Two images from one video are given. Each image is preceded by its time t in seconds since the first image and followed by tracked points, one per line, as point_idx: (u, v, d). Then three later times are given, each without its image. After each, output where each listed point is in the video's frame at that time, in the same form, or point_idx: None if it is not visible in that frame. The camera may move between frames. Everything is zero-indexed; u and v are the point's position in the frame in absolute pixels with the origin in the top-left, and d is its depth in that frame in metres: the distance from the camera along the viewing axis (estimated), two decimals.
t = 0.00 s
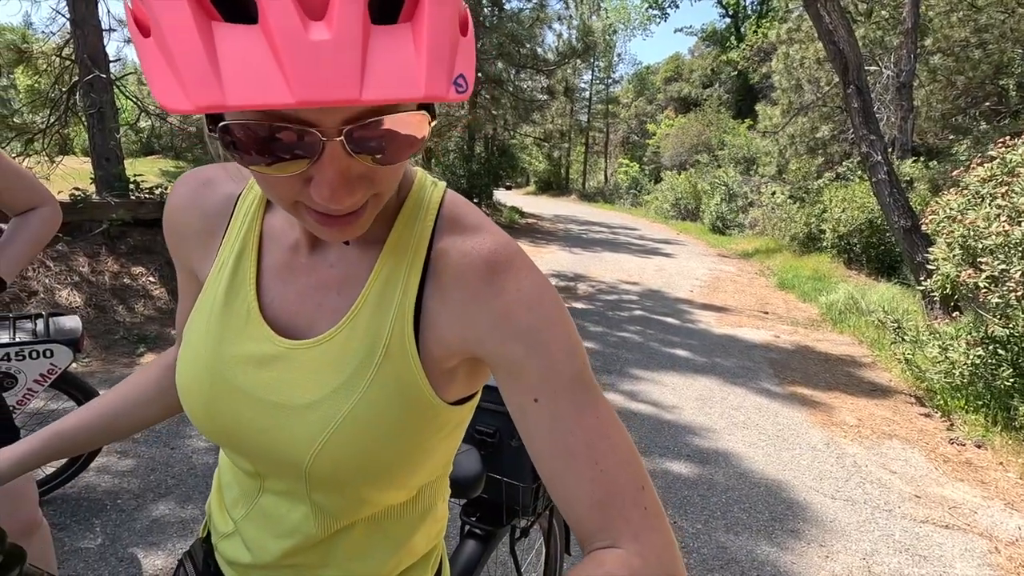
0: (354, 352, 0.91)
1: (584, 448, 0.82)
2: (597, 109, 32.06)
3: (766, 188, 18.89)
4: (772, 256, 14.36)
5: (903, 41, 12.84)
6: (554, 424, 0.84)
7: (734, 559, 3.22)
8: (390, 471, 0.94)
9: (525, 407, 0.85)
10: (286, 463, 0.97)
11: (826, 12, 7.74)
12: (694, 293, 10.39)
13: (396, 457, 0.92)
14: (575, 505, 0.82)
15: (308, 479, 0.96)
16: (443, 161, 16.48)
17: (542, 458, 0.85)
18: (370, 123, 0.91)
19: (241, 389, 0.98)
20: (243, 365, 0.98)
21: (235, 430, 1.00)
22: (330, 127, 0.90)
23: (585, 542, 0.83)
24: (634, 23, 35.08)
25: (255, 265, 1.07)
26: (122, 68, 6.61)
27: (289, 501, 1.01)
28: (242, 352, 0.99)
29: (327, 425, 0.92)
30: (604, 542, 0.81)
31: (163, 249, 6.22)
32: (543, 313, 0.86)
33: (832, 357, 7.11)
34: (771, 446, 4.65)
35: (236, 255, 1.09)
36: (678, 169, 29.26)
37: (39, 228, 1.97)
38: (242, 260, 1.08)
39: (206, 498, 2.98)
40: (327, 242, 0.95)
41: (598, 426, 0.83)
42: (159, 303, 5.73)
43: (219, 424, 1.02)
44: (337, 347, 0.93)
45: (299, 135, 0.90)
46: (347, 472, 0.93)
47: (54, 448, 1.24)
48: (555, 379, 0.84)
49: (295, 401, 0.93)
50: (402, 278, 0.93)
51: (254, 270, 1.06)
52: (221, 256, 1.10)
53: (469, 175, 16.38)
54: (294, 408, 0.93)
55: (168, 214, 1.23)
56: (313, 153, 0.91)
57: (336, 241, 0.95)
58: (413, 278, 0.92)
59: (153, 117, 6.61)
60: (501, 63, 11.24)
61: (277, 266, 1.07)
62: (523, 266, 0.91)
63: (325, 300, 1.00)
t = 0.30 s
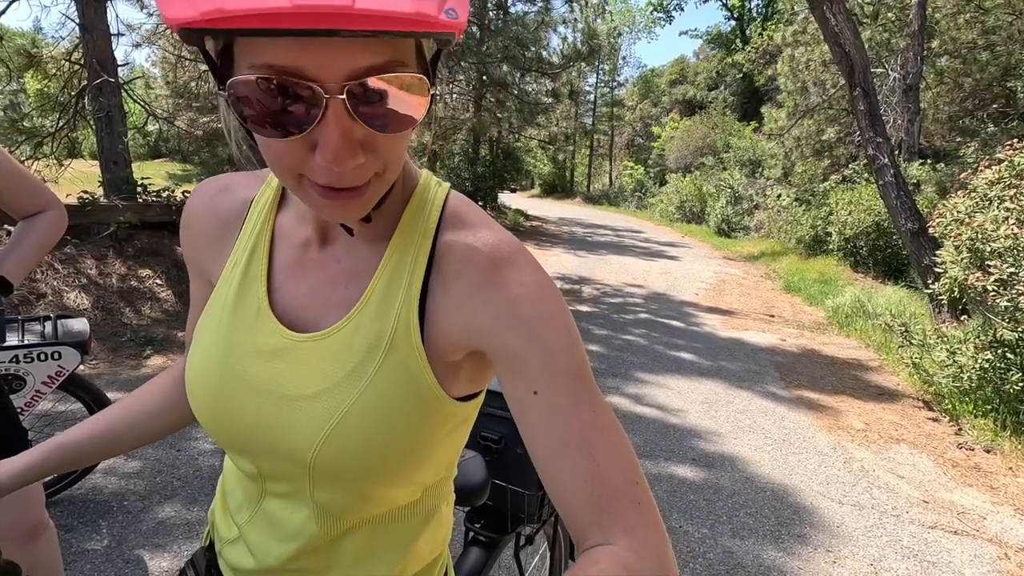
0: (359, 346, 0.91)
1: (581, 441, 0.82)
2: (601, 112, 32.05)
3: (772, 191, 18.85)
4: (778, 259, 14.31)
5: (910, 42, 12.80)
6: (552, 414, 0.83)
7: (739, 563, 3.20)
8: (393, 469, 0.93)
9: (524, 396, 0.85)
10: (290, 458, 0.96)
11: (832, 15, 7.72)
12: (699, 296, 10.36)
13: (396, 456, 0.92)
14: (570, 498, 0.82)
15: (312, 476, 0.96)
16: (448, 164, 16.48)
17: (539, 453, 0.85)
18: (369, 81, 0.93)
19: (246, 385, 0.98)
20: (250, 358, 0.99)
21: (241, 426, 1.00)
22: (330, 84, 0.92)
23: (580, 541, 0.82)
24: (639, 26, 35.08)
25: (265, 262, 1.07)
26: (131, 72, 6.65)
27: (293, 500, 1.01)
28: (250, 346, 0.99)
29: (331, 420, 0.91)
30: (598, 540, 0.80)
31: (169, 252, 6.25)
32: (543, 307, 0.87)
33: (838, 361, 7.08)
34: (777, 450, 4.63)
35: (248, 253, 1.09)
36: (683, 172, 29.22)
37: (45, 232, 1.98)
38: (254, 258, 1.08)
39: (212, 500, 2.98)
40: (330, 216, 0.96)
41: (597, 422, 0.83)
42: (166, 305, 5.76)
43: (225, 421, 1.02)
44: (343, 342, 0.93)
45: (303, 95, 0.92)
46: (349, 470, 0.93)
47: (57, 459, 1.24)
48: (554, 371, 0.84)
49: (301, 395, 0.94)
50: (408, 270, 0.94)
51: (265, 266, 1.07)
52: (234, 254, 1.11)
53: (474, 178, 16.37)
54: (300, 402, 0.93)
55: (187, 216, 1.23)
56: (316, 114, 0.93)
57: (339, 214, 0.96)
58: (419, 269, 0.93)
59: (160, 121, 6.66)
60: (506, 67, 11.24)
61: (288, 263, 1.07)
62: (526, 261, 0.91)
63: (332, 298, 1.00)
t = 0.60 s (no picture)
0: (371, 345, 0.94)
1: (566, 436, 0.85)
2: (606, 116, 32.05)
3: (777, 195, 18.83)
4: (783, 263, 14.30)
5: (915, 46, 12.79)
6: (544, 411, 0.86)
7: (743, 568, 3.21)
8: (400, 469, 0.95)
9: (515, 393, 0.88)
10: (302, 455, 0.98)
11: (836, 19, 7.73)
12: (703, 300, 10.36)
13: (402, 454, 0.93)
14: (554, 493, 0.84)
15: (323, 472, 0.97)
16: (452, 168, 16.52)
17: (528, 450, 0.87)
18: (388, 87, 0.99)
19: (263, 385, 1.00)
20: (269, 356, 1.01)
21: (257, 424, 1.02)
22: (353, 85, 0.97)
23: (561, 535, 0.84)
24: (643, 29, 35.10)
25: (287, 271, 1.10)
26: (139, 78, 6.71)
27: (306, 499, 1.03)
28: (268, 345, 1.02)
29: (342, 416, 0.93)
30: (578, 535, 0.82)
31: (177, 257, 6.29)
32: (539, 311, 0.90)
33: (842, 365, 7.08)
34: (780, 455, 4.63)
35: (272, 264, 1.11)
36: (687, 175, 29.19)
37: (57, 238, 2.00)
38: (277, 268, 1.10)
39: (220, 504, 3.00)
40: (348, 213, 1.00)
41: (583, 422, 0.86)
42: (173, 310, 5.80)
43: (242, 420, 1.04)
44: (356, 342, 0.95)
45: (329, 96, 0.98)
46: (357, 467, 0.95)
47: (69, 480, 1.22)
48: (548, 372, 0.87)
49: (315, 392, 0.96)
50: (418, 275, 0.96)
51: (286, 274, 1.09)
52: (259, 266, 1.13)
53: (478, 182, 16.40)
54: (313, 399, 0.96)
55: (215, 239, 1.25)
56: (339, 113, 0.98)
57: (357, 211, 1.00)
58: (427, 271, 0.96)
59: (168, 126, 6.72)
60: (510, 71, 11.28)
61: (307, 271, 1.10)
62: (524, 269, 0.95)
63: (346, 301, 1.02)
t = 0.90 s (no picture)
0: (377, 346, 0.99)
1: (549, 432, 0.91)
2: (609, 120, 32.06)
3: (780, 199, 18.84)
4: (787, 267, 14.31)
5: (919, 50, 12.83)
6: (529, 410, 0.92)
7: (743, 570, 3.24)
8: (402, 463, 0.99)
9: (503, 392, 0.94)
10: (312, 448, 1.03)
11: (838, 25, 7.78)
12: (707, 304, 10.39)
13: (404, 450, 0.98)
14: (536, 482, 0.89)
15: (331, 465, 1.02)
16: (457, 172, 16.56)
17: (515, 445, 0.92)
18: (394, 117, 1.08)
19: (277, 382, 1.05)
20: (283, 357, 1.06)
21: (271, 420, 1.07)
22: (363, 110, 1.06)
23: (540, 522, 0.90)
24: (647, 33, 35.15)
25: (301, 283, 1.15)
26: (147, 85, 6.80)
27: (313, 492, 1.07)
28: (284, 347, 1.07)
29: (349, 411, 0.98)
30: (555, 521, 0.88)
31: (185, 261, 6.36)
32: (530, 319, 0.97)
33: (845, 370, 7.10)
34: (781, 459, 4.66)
35: (288, 277, 1.16)
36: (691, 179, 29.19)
37: (73, 244, 2.06)
38: (293, 280, 1.15)
39: (229, 504, 3.05)
40: (358, 222, 1.07)
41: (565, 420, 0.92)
42: (181, 314, 5.87)
43: (256, 418, 1.09)
44: (362, 344, 1.00)
45: (343, 123, 1.07)
46: (362, 459, 0.99)
47: (90, 480, 1.26)
48: (533, 373, 0.93)
49: (324, 389, 1.01)
50: (419, 283, 1.02)
51: (301, 287, 1.14)
52: (276, 281, 1.18)
53: (482, 187, 16.44)
54: (323, 396, 1.00)
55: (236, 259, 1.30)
56: (349, 132, 1.07)
57: (364, 221, 1.07)
58: (427, 279, 1.01)
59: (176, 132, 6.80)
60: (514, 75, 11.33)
61: (319, 282, 1.15)
62: (516, 280, 1.00)
63: (354, 306, 1.08)
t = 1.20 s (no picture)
0: (384, 349, 1.03)
1: (539, 431, 0.96)
2: (613, 124, 32.09)
3: (785, 203, 18.84)
4: (791, 270, 14.32)
5: (923, 53, 12.84)
6: (521, 408, 0.97)
7: (744, 571, 3.27)
8: (408, 459, 1.04)
9: (496, 391, 0.99)
10: (323, 444, 1.07)
11: (840, 30, 7.82)
12: (711, 308, 10.42)
13: (410, 447, 1.02)
14: (522, 478, 0.95)
15: (342, 461, 1.06)
16: (461, 177, 16.59)
17: (506, 441, 0.98)
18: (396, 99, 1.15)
19: (291, 383, 1.10)
20: (297, 358, 1.10)
21: (285, 417, 1.11)
22: (368, 90, 1.14)
23: (524, 515, 0.95)
24: (651, 38, 35.21)
25: (312, 289, 1.19)
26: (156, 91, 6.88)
27: (325, 487, 1.11)
28: (297, 349, 1.11)
29: (357, 409, 1.03)
30: (536, 515, 0.93)
31: (193, 265, 6.42)
32: (526, 322, 1.02)
33: (849, 373, 7.12)
34: (783, 461, 4.69)
35: (299, 283, 1.20)
36: (695, 183, 29.20)
37: (88, 245, 2.11)
38: (304, 287, 1.19)
39: (239, 503, 3.10)
40: (363, 203, 1.13)
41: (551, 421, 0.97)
42: (190, 317, 5.93)
43: (272, 416, 1.13)
44: (370, 347, 1.04)
45: (349, 104, 1.15)
46: (370, 456, 1.04)
47: (110, 480, 1.30)
48: (525, 372, 0.98)
49: (334, 388, 1.05)
50: (422, 287, 1.06)
51: (312, 293, 1.18)
52: (287, 287, 1.22)
53: (487, 191, 16.50)
54: (333, 394, 1.05)
55: (249, 266, 1.35)
56: (354, 112, 1.14)
57: (367, 208, 1.13)
58: (430, 283, 1.06)
59: (184, 138, 6.89)
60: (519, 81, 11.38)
61: (328, 288, 1.19)
62: (514, 285, 1.05)
63: (363, 310, 1.12)
